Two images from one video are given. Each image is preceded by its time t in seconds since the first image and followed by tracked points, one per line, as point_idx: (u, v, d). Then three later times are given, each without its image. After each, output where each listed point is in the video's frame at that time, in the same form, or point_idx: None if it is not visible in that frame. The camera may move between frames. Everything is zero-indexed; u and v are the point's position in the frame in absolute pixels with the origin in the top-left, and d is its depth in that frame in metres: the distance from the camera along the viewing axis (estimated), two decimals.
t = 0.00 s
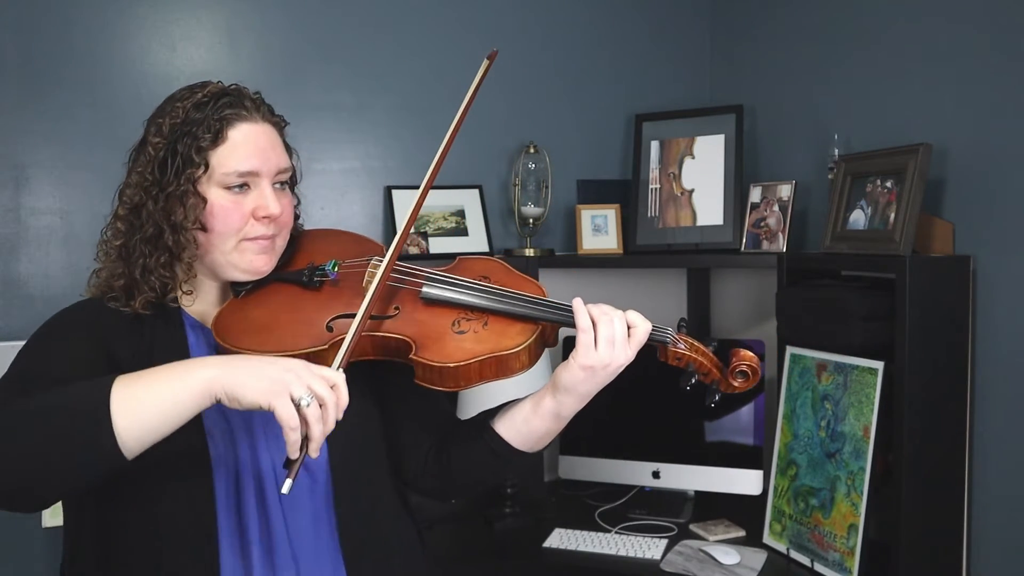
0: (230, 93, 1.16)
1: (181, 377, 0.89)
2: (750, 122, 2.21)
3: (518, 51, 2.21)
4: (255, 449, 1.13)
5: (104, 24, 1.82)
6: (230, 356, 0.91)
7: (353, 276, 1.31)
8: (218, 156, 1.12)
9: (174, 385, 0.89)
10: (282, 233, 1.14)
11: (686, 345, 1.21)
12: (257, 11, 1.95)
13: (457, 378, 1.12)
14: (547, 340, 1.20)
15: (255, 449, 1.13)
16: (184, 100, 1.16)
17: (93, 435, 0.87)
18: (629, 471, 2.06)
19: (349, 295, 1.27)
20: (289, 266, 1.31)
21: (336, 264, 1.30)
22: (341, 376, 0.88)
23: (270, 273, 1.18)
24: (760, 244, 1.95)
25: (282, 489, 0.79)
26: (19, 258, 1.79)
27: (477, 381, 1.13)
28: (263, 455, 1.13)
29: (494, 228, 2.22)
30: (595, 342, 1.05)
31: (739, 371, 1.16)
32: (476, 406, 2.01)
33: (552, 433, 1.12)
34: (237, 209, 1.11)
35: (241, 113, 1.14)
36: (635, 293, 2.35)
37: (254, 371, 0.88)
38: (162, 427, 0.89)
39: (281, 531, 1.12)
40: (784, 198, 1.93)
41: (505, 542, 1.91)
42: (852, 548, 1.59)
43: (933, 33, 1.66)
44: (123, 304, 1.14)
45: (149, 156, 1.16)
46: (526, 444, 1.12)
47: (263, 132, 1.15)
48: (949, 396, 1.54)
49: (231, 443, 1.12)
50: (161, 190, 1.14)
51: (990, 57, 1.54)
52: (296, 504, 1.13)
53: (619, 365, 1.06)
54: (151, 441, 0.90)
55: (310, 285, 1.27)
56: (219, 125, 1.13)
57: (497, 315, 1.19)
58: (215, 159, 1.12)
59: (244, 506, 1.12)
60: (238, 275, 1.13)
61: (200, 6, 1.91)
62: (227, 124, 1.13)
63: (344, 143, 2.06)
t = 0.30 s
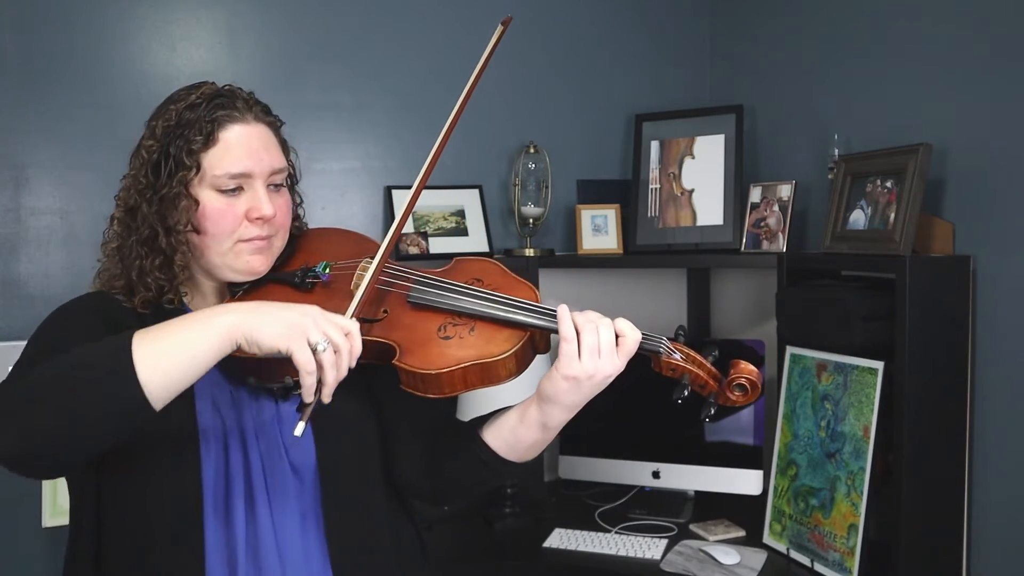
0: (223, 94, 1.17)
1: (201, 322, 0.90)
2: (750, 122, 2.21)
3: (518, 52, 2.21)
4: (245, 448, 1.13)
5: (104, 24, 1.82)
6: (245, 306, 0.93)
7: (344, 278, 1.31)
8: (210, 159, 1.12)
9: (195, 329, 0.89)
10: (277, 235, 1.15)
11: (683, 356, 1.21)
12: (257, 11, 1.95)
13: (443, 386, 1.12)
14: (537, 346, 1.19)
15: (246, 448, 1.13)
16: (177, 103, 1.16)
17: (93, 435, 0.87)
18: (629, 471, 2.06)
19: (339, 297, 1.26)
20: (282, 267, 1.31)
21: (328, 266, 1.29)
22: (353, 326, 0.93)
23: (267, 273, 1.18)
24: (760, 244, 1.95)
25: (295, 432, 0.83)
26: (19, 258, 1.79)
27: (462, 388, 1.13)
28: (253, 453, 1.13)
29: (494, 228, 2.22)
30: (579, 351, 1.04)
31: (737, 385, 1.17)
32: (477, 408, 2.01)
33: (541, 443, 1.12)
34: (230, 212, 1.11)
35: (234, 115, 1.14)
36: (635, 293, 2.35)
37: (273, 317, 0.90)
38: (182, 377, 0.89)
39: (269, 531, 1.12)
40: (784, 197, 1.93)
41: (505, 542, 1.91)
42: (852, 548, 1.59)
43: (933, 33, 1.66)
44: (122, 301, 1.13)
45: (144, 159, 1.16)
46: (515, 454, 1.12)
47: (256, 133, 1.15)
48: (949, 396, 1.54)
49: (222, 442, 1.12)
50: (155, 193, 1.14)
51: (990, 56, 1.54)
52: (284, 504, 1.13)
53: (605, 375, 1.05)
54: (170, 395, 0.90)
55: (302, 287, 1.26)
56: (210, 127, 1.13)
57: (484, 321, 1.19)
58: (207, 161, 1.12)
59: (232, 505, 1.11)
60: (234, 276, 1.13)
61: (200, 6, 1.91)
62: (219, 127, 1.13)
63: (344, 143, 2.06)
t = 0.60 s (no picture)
0: (223, 95, 1.16)
1: (239, 266, 0.92)
2: (750, 122, 2.21)
3: (518, 52, 2.21)
4: (246, 444, 1.13)
5: (104, 24, 1.82)
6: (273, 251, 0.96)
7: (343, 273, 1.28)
8: (210, 160, 1.11)
9: (235, 272, 0.92)
10: (278, 235, 1.15)
11: (683, 358, 1.21)
12: (257, 11, 1.95)
13: (440, 385, 1.10)
14: (536, 348, 1.18)
15: (247, 445, 1.13)
16: (179, 103, 1.16)
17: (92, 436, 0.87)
18: (629, 471, 2.06)
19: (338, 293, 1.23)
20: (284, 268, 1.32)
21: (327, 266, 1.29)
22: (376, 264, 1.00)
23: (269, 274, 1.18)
24: (760, 244, 1.95)
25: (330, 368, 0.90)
26: (19, 258, 1.79)
27: (460, 388, 1.11)
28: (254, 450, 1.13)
29: (494, 228, 2.22)
30: (576, 351, 1.03)
31: (737, 387, 1.16)
32: (477, 408, 2.01)
33: (538, 444, 1.10)
34: (230, 213, 1.11)
35: (233, 116, 1.14)
36: (635, 293, 2.35)
37: (308, 257, 0.95)
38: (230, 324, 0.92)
39: (268, 528, 1.12)
40: (784, 197, 1.93)
41: (505, 542, 1.91)
42: (852, 548, 1.59)
43: (933, 33, 1.66)
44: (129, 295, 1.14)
45: (145, 158, 1.16)
46: (512, 454, 1.12)
47: (256, 134, 1.14)
48: (948, 396, 1.54)
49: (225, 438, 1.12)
50: (157, 194, 1.14)
51: (990, 56, 1.54)
52: (284, 502, 1.13)
53: (601, 377, 1.03)
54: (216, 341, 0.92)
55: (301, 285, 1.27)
56: (210, 129, 1.12)
57: (481, 321, 1.19)
58: (207, 162, 1.11)
59: (232, 502, 1.11)
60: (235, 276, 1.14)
61: (200, 6, 1.90)
62: (218, 128, 1.12)
63: (344, 143, 2.06)
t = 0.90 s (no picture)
0: (237, 95, 1.16)
1: (256, 288, 0.94)
2: (750, 122, 2.21)
3: (518, 53, 2.21)
4: (263, 444, 1.13)
5: (104, 24, 1.82)
6: (285, 264, 0.98)
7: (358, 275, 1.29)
8: (225, 160, 1.11)
9: (254, 294, 0.94)
10: (291, 234, 1.15)
11: (694, 353, 1.22)
12: (257, 11, 1.95)
13: (460, 382, 1.11)
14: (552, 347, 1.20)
15: (264, 445, 1.13)
16: (193, 103, 1.15)
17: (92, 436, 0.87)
18: (629, 471, 2.06)
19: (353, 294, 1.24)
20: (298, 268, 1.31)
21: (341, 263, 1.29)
22: (387, 260, 1.03)
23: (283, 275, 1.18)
24: (760, 244, 1.95)
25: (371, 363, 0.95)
26: (19, 259, 1.79)
27: (478, 385, 1.12)
28: (271, 449, 1.13)
29: (494, 228, 2.22)
30: (594, 343, 1.06)
31: (747, 380, 1.20)
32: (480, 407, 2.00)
33: (552, 438, 1.12)
34: (245, 213, 1.11)
35: (248, 116, 1.14)
36: (635, 293, 2.35)
37: (321, 269, 0.98)
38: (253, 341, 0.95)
39: (287, 528, 1.12)
40: (784, 198, 1.93)
41: (505, 543, 1.91)
42: (852, 548, 1.59)
43: (933, 33, 1.66)
44: (142, 296, 1.13)
45: (160, 159, 1.15)
46: (526, 448, 1.13)
47: (271, 135, 1.14)
48: (949, 396, 1.54)
49: (241, 438, 1.13)
50: (171, 193, 1.13)
51: (990, 56, 1.54)
52: (302, 500, 1.13)
53: (619, 369, 1.06)
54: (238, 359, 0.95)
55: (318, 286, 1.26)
56: (226, 129, 1.12)
57: (500, 319, 1.20)
58: (222, 162, 1.11)
59: (250, 502, 1.11)
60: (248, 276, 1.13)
61: (201, 7, 1.90)
62: (234, 128, 1.12)
63: (344, 143, 2.06)
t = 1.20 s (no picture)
0: (260, 96, 1.18)
1: (269, 314, 0.95)
2: (750, 123, 2.21)
3: (519, 53, 2.21)
4: (287, 446, 1.16)
5: (103, 24, 1.82)
6: (300, 291, 0.99)
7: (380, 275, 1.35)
8: (249, 160, 1.13)
9: (266, 320, 0.95)
10: (311, 234, 1.17)
11: (710, 346, 1.26)
12: (257, 10, 1.95)
13: (486, 376, 1.21)
14: (570, 341, 1.28)
15: (288, 447, 1.16)
16: (216, 104, 1.17)
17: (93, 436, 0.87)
18: (629, 471, 2.06)
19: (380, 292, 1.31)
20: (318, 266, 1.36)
21: (363, 264, 1.34)
22: (403, 285, 1.03)
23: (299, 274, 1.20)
24: (760, 244, 1.95)
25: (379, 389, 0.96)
26: (19, 258, 1.79)
27: (503, 378, 1.21)
28: (295, 451, 1.15)
29: (494, 228, 2.22)
30: (618, 335, 1.10)
31: (761, 371, 1.22)
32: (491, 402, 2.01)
33: (573, 428, 1.17)
34: (268, 212, 1.13)
35: (271, 117, 1.16)
36: (635, 293, 2.35)
37: (336, 296, 0.98)
38: (262, 366, 0.95)
39: (314, 526, 1.14)
40: (784, 198, 1.93)
41: (505, 543, 1.91)
42: (852, 548, 1.59)
43: (932, 33, 1.66)
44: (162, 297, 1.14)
45: (183, 159, 1.17)
46: (548, 439, 1.17)
47: (293, 136, 1.16)
48: (948, 396, 1.55)
49: (266, 439, 1.15)
50: (193, 193, 1.15)
51: (989, 56, 1.54)
52: (327, 499, 1.16)
53: (641, 361, 1.10)
54: (246, 385, 0.95)
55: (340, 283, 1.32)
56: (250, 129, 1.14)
57: (521, 315, 1.27)
58: (246, 162, 1.13)
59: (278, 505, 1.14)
60: (268, 274, 1.15)
61: (201, 6, 1.90)
62: (258, 129, 1.14)
63: (344, 143, 2.06)
